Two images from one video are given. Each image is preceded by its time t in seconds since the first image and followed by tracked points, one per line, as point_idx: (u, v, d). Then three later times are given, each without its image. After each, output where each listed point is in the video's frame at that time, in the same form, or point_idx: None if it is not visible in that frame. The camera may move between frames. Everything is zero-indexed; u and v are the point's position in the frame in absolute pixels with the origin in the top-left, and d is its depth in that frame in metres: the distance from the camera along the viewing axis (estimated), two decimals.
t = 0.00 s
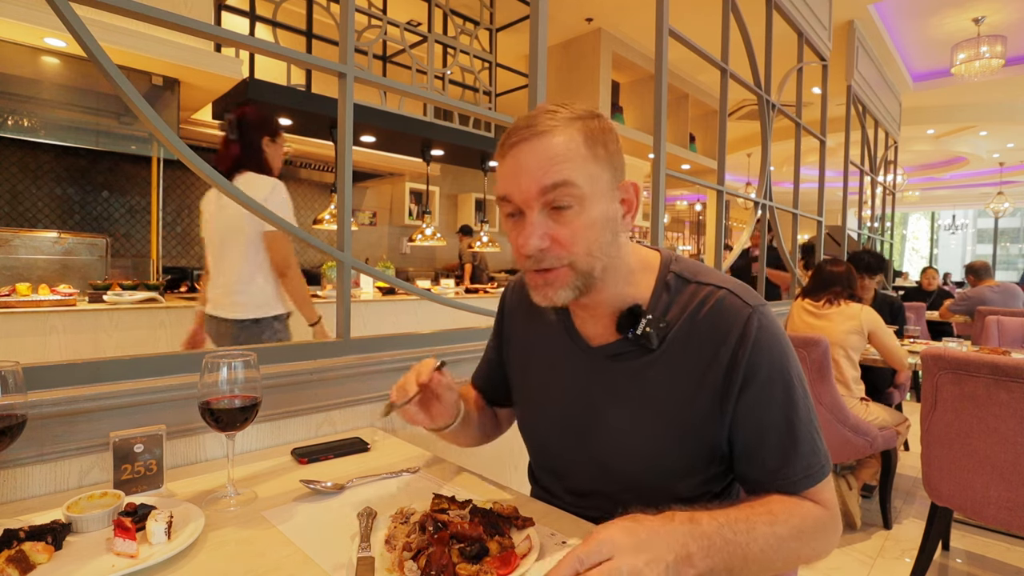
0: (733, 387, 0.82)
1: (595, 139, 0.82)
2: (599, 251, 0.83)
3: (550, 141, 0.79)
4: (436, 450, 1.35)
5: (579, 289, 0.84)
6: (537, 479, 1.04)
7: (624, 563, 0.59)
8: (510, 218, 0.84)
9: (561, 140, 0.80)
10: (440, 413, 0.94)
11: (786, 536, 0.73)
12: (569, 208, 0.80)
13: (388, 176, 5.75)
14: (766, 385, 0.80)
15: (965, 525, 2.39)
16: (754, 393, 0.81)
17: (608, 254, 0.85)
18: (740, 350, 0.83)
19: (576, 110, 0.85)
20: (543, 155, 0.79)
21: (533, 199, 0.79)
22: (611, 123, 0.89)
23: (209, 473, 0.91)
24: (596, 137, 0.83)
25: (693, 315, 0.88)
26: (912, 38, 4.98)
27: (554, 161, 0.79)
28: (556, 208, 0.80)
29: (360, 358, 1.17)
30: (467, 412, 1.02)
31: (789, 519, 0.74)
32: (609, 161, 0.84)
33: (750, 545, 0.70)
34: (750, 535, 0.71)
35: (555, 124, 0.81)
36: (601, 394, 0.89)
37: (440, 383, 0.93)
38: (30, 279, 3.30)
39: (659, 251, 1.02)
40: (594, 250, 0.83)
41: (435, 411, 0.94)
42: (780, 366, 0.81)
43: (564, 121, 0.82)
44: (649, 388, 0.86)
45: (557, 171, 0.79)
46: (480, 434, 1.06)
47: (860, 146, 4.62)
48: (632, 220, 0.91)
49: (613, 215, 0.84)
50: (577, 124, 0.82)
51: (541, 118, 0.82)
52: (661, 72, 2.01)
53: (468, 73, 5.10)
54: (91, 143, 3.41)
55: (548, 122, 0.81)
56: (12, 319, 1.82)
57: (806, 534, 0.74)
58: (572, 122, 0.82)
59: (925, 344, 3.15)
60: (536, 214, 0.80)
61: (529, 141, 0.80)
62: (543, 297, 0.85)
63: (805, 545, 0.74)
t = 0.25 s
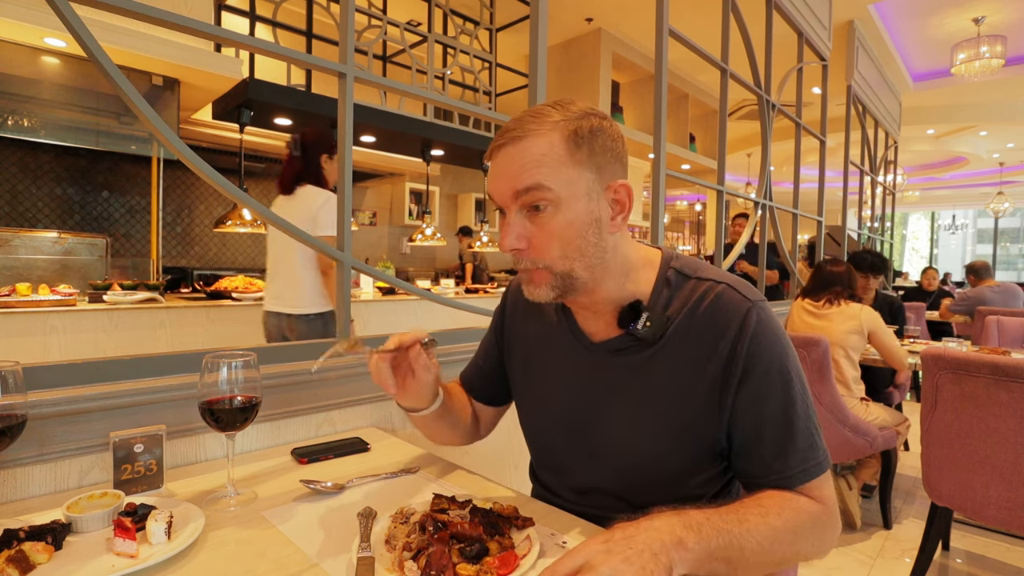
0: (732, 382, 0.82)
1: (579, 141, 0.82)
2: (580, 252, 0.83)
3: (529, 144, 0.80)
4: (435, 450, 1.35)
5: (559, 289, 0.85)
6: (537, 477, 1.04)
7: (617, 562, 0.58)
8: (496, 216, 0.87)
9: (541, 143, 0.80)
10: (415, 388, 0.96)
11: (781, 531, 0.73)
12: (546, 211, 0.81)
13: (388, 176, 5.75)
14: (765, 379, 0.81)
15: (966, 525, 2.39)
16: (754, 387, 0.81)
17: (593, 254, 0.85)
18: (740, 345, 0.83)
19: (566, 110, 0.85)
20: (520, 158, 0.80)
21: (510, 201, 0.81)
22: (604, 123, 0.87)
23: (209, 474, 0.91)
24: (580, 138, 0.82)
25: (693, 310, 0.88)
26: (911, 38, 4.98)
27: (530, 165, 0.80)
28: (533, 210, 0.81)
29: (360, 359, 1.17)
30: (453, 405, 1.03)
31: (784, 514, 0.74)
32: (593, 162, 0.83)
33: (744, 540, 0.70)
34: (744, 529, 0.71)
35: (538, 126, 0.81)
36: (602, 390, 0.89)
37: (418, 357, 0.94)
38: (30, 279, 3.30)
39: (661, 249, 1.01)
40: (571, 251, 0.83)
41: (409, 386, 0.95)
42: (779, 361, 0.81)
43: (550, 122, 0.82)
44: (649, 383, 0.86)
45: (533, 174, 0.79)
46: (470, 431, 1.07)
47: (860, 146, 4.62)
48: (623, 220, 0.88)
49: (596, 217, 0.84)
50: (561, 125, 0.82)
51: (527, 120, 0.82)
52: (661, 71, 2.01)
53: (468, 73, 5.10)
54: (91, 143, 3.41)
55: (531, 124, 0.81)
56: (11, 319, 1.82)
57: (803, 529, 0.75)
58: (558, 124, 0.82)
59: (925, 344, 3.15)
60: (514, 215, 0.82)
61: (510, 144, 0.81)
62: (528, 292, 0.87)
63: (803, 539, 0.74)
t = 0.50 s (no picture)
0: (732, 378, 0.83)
1: (580, 141, 0.82)
2: (582, 251, 0.83)
3: (531, 143, 0.80)
4: (434, 450, 1.35)
5: (558, 285, 0.85)
6: (537, 476, 1.04)
7: (612, 563, 0.58)
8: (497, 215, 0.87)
9: (542, 143, 0.80)
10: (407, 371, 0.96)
11: (783, 526, 0.72)
12: (548, 210, 0.81)
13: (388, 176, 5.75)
14: (765, 375, 0.81)
15: (966, 525, 2.39)
16: (754, 383, 0.81)
17: (594, 253, 0.85)
18: (739, 341, 0.83)
19: (566, 110, 0.85)
20: (522, 158, 0.80)
21: (511, 200, 0.81)
22: (604, 123, 0.87)
23: (209, 474, 0.91)
24: (581, 138, 0.82)
25: (693, 307, 0.88)
26: (911, 38, 4.98)
27: (532, 164, 0.80)
28: (535, 209, 0.81)
29: (359, 359, 1.17)
30: (446, 403, 1.03)
31: (786, 510, 0.74)
32: (594, 162, 0.83)
33: (747, 535, 0.70)
34: (745, 524, 0.71)
35: (540, 126, 0.81)
36: (602, 387, 0.89)
37: (411, 339, 0.94)
38: (30, 279, 3.30)
39: (661, 247, 1.01)
40: (572, 250, 0.83)
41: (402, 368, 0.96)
42: (778, 356, 0.81)
43: (550, 122, 0.82)
44: (649, 379, 0.86)
45: (534, 173, 0.79)
46: (463, 431, 1.07)
47: (860, 146, 4.62)
48: (624, 220, 0.88)
49: (596, 216, 0.84)
50: (562, 125, 0.82)
51: (528, 120, 0.82)
52: (661, 71, 2.01)
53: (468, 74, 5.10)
54: (91, 143, 3.41)
55: (532, 124, 0.81)
56: (11, 319, 1.82)
57: (804, 524, 0.74)
58: (558, 124, 0.82)
59: (925, 344, 3.15)
60: (516, 214, 0.82)
61: (511, 144, 0.81)
62: (529, 290, 0.87)
63: (804, 533, 0.74)
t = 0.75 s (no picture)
0: (730, 377, 0.83)
1: (581, 144, 0.81)
2: (593, 253, 0.83)
3: (535, 152, 0.79)
4: (436, 449, 1.36)
5: (579, 293, 0.85)
6: (537, 477, 1.03)
7: (609, 572, 0.58)
8: (503, 227, 0.85)
9: (546, 150, 0.79)
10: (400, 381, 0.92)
11: (782, 526, 0.72)
12: (560, 217, 0.80)
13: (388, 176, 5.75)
14: (763, 373, 0.81)
15: (965, 525, 2.39)
16: (752, 381, 0.81)
17: (604, 254, 0.85)
18: (736, 339, 0.83)
19: (562, 113, 0.84)
20: (528, 167, 0.79)
21: (522, 211, 0.80)
22: (598, 122, 0.87)
23: (209, 474, 0.91)
24: (582, 142, 0.82)
25: (690, 305, 0.88)
26: (911, 38, 4.98)
27: (539, 173, 0.78)
28: (546, 217, 0.80)
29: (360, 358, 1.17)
30: (444, 405, 1.03)
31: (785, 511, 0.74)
32: (596, 164, 0.83)
33: (746, 538, 0.70)
34: (745, 526, 0.71)
35: (541, 133, 0.80)
36: (600, 387, 0.89)
37: (401, 348, 0.90)
38: (30, 279, 3.30)
39: (655, 246, 1.02)
40: (586, 253, 0.82)
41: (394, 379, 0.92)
42: (776, 353, 0.81)
43: (550, 127, 0.81)
44: (647, 379, 0.86)
45: (542, 183, 0.78)
46: (462, 431, 1.07)
47: (860, 146, 4.62)
48: (626, 216, 0.90)
49: (604, 217, 0.84)
50: (562, 129, 0.81)
51: (527, 127, 0.81)
52: (661, 71, 2.01)
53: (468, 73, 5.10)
54: (91, 143, 3.41)
55: (532, 131, 0.80)
56: (11, 319, 1.82)
57: (805, 522, 0.75)
58: (558, 128, 0.81)
59: (925, 344, 3.15)
60: (527, 224, 0.80)
61: (515, 153, 0.79)
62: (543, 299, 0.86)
63: (805, 530, 0.75)
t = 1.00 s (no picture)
0: (728, 379, 0.82)
1: (595, 149, 0.81)
2: (609, 259, 0.84)
3: (555, 161, 0.78)
4: (436, 450, 1.35)
5: (595, 297, 0.85)
6: (538, 478, 1.03)
7: (605, 574, 0.58)
8: (519, 237, 0.83)
9: (565, 159, 0.78)
10: (418, 392, 0.93)
11: (780, 528, 0.72)
12: (583, 226, 0.80)
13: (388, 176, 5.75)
14: (760, 375, 0.81)
15: (966, 525, 2.39)
16: (749, 383, 0.81)
17: (616, 258, 0.86)
18: (734, 341, 0.83)
19: (570, 118, 0.83)
20: (550, 178, 0.78)
21: (547, 221, 0.79)
22: (603, 125, 0.87)
23: (209, 473, 0.91)
24: (595, 148, 0.81)
25: (688, 307, 0.88)
26: (911, 38, 4.98)
27: (561, 184, 0.78)
28: (569, 226, 0.79)
29: (360, 359, 1.18)
30: (457, 409, 1.03)
31: (783, 512, 0.74)
32: (609, 170, 0.83)
33: (744, 540, 0.70)
34: (742, 528, 0.71)
35: (558, 141, 0.79)
36: (599, 389, 0.89)
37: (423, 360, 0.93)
38: (30, 279, 3.30)
39: (654, 247, 1.01)
40: (604, 260, 0.83)
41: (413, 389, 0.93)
42: (773, 354, 0.81)
43: (564, 135, 0.80)
44: (645, 381, 0.86)
45: (566, 193, 0.78)
46: (474, 432, 1.08)
47: (860, 146, 4.62)
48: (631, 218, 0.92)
49: (617, 222, 0.85)
50: (577, 136, 0.80)
51: (541, 135, 0.80)
52: (661, 71, 2.01)
53: (468, 73, 5.10)
54: (91, 143, 3.41)
55: (549, 139, 0.79)
56: (11, 319, 1.82)
57: (802, 522, 0.75)
58: (572, 136, 0.80)
59: (925, 343, 3.15)
60: (550, 235, 0.79)
61: (535, 164, 0.78)
62: (559, 308, 0.85)
63: (803, 530, 0.75)
